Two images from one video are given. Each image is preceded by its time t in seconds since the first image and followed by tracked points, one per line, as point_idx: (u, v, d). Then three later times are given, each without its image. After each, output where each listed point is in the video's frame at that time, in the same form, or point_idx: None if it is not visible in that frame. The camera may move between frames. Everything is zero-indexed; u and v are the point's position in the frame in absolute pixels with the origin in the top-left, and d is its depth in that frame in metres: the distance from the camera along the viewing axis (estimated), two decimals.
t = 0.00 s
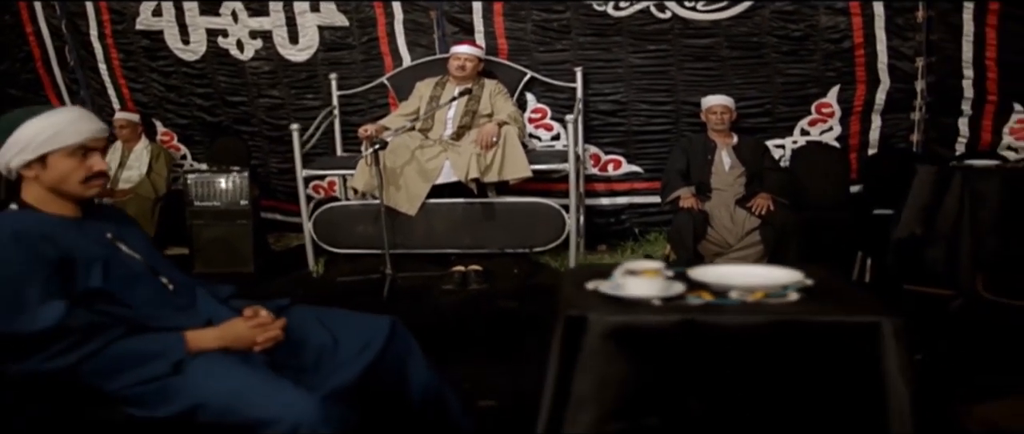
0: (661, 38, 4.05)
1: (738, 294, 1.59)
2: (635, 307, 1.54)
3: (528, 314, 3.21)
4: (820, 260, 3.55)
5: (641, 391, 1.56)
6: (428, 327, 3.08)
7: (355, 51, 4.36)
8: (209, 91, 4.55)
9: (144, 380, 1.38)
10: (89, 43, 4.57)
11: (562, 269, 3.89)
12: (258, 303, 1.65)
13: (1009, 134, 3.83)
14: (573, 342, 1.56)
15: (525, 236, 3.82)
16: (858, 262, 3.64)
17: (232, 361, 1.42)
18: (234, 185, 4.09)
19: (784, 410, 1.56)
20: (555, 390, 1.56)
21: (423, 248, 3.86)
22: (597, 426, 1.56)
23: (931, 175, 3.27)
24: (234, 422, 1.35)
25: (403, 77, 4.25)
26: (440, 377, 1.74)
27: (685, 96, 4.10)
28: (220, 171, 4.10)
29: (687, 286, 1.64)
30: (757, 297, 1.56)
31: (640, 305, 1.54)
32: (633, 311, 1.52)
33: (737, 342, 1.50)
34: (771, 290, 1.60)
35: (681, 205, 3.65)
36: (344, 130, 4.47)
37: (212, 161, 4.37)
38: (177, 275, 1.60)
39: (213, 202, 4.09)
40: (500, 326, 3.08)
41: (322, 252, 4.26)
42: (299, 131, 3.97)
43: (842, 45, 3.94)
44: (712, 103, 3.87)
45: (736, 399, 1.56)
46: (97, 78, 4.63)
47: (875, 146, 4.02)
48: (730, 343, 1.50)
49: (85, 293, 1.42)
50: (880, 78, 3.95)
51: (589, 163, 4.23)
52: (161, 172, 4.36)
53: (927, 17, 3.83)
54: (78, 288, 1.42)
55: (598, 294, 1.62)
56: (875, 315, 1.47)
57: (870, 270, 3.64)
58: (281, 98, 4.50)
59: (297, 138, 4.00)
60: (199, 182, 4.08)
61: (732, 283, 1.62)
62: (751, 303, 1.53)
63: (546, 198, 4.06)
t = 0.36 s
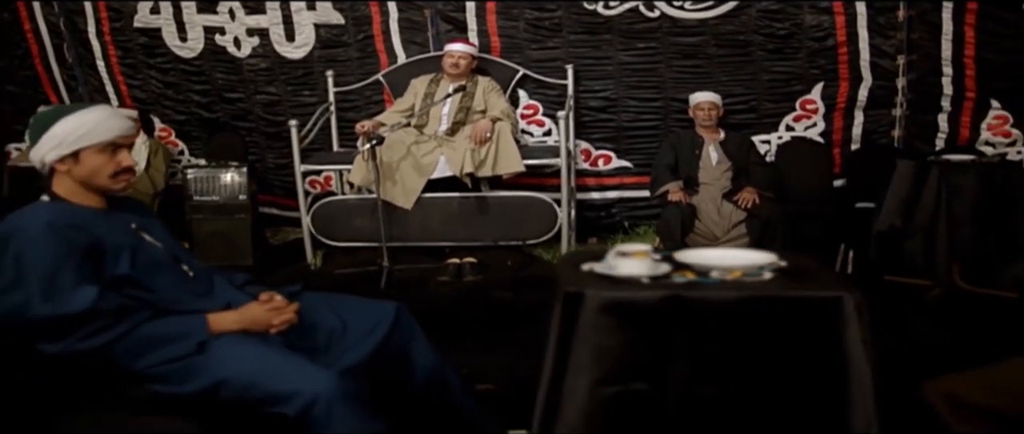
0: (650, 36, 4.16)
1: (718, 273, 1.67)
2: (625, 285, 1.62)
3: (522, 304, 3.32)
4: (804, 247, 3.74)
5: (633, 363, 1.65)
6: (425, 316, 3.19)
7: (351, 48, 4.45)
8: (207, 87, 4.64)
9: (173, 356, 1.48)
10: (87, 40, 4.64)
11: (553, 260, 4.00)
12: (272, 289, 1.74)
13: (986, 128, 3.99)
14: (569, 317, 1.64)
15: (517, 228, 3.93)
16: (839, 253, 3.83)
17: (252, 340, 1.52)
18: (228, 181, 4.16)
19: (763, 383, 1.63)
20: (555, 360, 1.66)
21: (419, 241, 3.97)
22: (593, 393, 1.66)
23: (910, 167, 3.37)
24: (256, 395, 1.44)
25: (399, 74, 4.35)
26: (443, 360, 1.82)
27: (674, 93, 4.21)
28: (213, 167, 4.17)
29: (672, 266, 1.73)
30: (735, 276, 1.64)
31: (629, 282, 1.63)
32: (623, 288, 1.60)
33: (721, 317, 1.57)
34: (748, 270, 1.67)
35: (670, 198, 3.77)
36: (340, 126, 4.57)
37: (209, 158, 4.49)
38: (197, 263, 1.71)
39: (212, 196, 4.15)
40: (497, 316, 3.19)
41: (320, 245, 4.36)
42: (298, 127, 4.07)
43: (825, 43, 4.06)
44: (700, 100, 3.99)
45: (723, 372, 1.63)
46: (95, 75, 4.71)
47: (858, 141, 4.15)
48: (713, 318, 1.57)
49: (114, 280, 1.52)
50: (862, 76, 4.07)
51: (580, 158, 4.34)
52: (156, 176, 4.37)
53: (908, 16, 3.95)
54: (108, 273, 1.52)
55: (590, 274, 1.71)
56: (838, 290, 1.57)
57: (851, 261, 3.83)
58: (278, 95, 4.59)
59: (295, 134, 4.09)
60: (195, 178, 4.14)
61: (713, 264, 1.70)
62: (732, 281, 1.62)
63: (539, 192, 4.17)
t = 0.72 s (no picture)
0: (639, 33, 4.27)
1: (699, 255, 1.76)
2: (615, 264, 1.71)
3: (515, 294, 3.43)
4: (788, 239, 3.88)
5: (624, 339, 1.73)
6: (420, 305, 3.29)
7: (346, 45, 4.55)
8: (204, 84, 4.72)
9: (192, 337, 1.59)
10: (85, 37, 4.72)
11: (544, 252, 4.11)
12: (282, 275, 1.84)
13: (965, 124, 4.12)
14: (565, 295, 1.72)
15: (510, 221, 4.04)
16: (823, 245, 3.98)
17: (265, 323, 1.63)
18: (226, 175, 4.23)
19: (745, 356, 1.72)
20: (552, 335, 1.75)
21: (414, 233, 4.08)
22: (588, 363, 1.75)
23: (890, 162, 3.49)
24: (271, 374, 1.54)
25: (393, 70, 4.45)
26: (444, 343, 1.93)
27: (662, 89, 4.32)
28: (211, 161, 4.24)
29: (658, 249, 1.83)
30: (715, 257, 1.73)
31: (618, 261, 1.72)
32: (614, 267, 1.69)
33: (705, 296, 1.66)
34: (727, 253, 1.77)
35: (658, 192, 3.87)
36: (336, 121, 4.67)
37: (206, 152, 4.58)
38: (211, 251, 1.82)
39: (210, 190, 4.23)
40: (490, 304, 3.30)
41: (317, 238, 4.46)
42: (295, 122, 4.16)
43: (809, 40, 4.18)
44: (688, 96, 4.11)
45: (708, 346, 1.72)
46: (94, 71, 4.79)
47: (841, 135, 4.28)
48: (697, 297, 1.66)
49: (138, 267, 1.63)
50: (845, 72, 4.19)
51: (570, 153, 4.46)
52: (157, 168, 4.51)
53: (889, 15, 4.07)
54: (131, 260, 1.63)
55: (581, 256, 1.80)
56: (805, 269, 1.64)
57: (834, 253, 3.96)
58: (274, 91, 4.68)
59: (292, 130, 4.18)
60: (194, 172, 4.21)
61: (695, 247, 1.79)
62: (716, 262, 1.69)
63: (531, 186, 4.29)
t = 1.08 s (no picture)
0: (625, 31, 4.39)
1: (677, 241, 1.81)
2: (601, 247, 1.76)
3: (507, 284, 3.54)
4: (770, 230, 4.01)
5: (610, 315, 1.76)
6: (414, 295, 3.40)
7: (339, 42, 4.65)
8: (198, 80, 4.81)
9: (206, 319, 1.70)
10: (79, 34, 4.80)
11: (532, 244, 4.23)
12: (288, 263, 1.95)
13: (941, 119, 4.26)
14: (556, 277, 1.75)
15: (500, 214, 4.15)
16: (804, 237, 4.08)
17: (274, 307, 1.75)
18: (222, 169, 4.30)
19: (725, 336, 1.74)
20: (544, 311, 1.76)
21: (406, 226, 4.18)
22: (578, 337, 1.77)
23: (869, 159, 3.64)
24: (282, 352, 1.66)
25: (385, 68, 4.55)
26: (440, 329, 2.02)
27: (648, 86, 4.44)
28: (207, 156, 4.30)
29: (641, 236, 1.89)
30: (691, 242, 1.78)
31: (603, 244, 1.78)
32: (600, 249, 1.74)
33: (682, 278, 1.71)
34: (705, 238, 1.81)
35: (644, 186, 3.99)
36: (329, 117, 4.76)
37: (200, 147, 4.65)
38: (221, 240, 1.94)
39: (206, 185, 4.30)
40: (484, 294, 3.41)
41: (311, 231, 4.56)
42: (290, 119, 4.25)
43: (791, 38, 4.31)
44: (673, 92, 4.23)
45: (692, 324, 1.74)
46: (88, 67, 4.86)
47: (821, 131, 4.41)
48: (674, 279, 1.71)
49: (155, 255, 1.74)
50: (825, 69, 4.32)
51: (559, 148, 4.57)
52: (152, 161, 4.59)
53: (867, 14, 4.20)
54: (148, 247, 1.74)
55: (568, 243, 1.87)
56: (772, 250, 1.70)
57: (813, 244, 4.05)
58: (268, 87, 4.77)
59: (287, 125, 4.28)
60: (190, 167, 4.27)
61: (676, 233, 1.84)
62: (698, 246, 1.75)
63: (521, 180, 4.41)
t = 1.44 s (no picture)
0: (609, 30, 4.51)
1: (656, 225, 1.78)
2: (585, 231, 1.73)
3: (496, 276, 3.66)
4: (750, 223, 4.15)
5: (596, 292, 1.71)
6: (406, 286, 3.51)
7: (329, 40, 4.74)
8: (190, 77, 4.89)
9: (215, 304, 1.81)
10: (71, 32, 4.86)
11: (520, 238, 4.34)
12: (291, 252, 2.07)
13: (915, 116, 4.41)
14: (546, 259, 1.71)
15: (488, 208, 4.26)
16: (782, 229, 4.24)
17: (278, 291, 1.86)
18: (216, 164, 4.39)
19: (710, 316, 1.69)
20: (534, 289, 1.72)
21: (397, 220, 4.28)
22: (567, 313, 1.72)
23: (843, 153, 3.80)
24: (288, 334, 1.77)
25: (375, 65, 4.66)
26: (434, 315, 2.13)
27: (632, 83, 4.57)
28: (202, 152, 4.39)
29: (623, 222, 1.86)
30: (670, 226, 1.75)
31: (589, 230, 1.75)
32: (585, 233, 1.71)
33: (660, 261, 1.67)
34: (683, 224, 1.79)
35: (627, 180, 4.11)
36: (320, 114, 4.86)
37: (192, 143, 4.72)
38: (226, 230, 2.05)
39: (200, 180, 4.37)
40: (473, 285, 3.53)
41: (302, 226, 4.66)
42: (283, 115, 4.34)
43: (770, 37, 4.44)
44: (656, 90, 4.34)
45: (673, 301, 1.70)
46: (80, 65, 4.93)
47: (800, 127, 4.55)
48: (650, 262, 1.67)
49: (167, 244, 1.85)
50: (804, 67, 4.46)
51: (545, 144, 4.69)
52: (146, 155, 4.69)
53: (844, 13, 4.33)
54: (160, 236, 1.85)
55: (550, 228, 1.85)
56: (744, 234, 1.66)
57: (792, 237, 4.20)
58: (259, 84, 4.86)
59: (280, 121, 4.38)
60: (185, 163, 4.36)
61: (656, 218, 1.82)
62: (679, 230, 1.71)
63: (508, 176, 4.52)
